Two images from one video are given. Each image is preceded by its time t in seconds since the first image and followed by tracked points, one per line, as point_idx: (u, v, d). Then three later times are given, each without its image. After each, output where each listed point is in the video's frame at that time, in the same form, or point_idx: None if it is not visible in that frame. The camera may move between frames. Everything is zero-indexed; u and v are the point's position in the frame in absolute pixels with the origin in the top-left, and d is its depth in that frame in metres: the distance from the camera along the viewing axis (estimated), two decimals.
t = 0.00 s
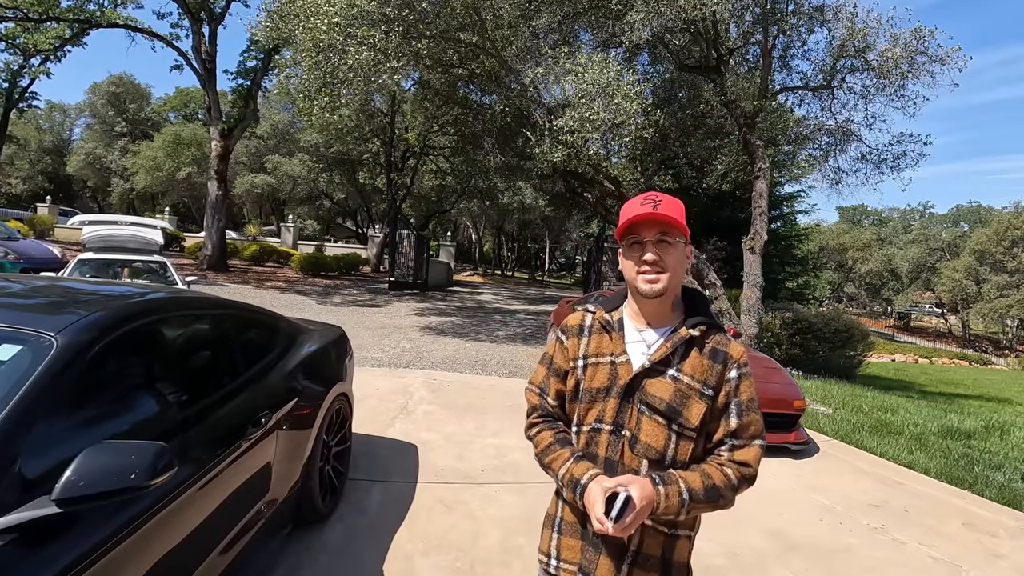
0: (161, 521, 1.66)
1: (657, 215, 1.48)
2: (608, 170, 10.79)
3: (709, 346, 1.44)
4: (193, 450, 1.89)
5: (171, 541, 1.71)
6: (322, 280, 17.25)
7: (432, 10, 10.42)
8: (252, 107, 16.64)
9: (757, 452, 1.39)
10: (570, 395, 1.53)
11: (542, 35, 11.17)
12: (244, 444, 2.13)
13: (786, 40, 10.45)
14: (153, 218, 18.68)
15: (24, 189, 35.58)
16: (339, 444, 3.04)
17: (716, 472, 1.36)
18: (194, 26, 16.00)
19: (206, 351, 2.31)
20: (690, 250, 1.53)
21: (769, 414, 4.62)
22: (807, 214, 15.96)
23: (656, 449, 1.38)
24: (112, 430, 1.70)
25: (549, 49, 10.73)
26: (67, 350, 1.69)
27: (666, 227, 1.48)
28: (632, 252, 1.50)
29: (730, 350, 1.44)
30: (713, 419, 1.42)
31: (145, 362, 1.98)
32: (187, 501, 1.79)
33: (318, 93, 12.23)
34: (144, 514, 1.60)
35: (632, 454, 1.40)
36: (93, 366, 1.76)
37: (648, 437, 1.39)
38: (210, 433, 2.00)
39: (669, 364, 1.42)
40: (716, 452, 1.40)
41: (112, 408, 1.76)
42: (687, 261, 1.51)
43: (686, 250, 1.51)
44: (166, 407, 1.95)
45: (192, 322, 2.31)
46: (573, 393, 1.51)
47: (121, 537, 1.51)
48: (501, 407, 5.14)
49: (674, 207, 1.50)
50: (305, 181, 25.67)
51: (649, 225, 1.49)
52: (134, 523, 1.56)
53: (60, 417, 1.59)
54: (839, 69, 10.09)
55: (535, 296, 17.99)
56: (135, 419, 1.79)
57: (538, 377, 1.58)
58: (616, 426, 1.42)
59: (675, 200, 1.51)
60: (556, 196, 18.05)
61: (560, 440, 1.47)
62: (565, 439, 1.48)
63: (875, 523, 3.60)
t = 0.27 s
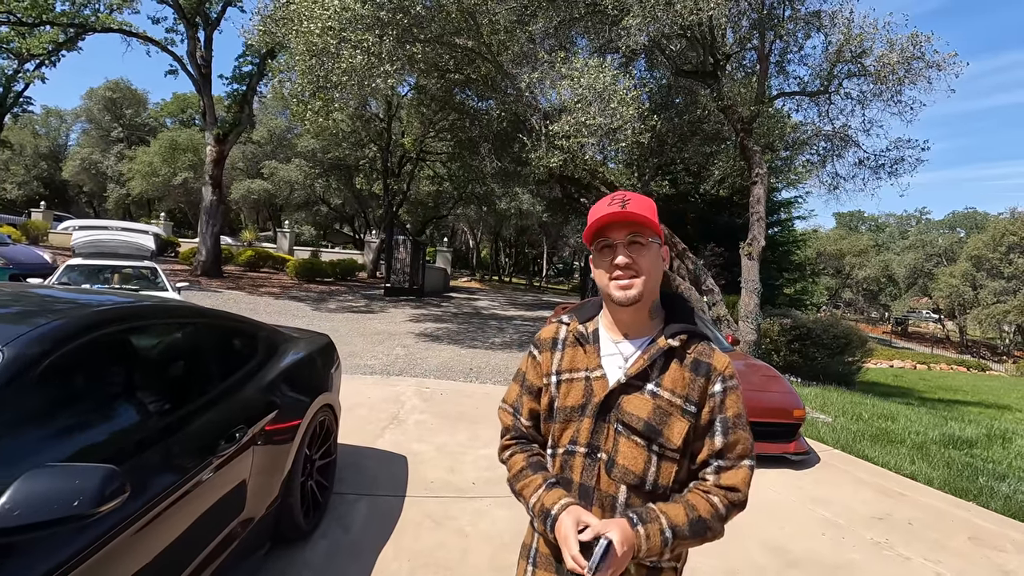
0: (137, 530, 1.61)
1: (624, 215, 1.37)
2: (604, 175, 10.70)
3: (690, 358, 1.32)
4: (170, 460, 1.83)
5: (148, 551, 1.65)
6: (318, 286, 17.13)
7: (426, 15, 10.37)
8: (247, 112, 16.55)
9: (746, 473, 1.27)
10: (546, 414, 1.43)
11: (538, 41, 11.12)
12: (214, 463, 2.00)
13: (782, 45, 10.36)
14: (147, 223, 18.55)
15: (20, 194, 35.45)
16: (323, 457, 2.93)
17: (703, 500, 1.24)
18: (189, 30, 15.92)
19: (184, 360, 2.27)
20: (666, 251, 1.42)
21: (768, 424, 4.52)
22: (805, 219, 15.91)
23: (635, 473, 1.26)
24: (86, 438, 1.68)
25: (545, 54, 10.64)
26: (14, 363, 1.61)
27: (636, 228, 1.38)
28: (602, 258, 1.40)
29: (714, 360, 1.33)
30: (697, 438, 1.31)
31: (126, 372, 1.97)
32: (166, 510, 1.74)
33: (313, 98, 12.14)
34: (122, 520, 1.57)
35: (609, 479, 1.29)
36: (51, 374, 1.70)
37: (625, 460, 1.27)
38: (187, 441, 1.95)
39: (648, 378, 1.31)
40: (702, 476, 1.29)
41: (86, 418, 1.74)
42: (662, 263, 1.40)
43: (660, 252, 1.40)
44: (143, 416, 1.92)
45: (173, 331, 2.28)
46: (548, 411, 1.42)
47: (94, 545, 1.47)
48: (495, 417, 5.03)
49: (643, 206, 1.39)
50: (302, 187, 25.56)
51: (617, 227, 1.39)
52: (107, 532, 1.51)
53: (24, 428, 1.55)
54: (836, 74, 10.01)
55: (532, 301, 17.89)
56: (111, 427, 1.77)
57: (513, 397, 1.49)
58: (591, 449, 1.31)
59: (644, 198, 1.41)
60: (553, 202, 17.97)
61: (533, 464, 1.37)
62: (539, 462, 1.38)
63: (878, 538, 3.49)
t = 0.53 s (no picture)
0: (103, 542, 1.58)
1: (572, 215, 1.20)
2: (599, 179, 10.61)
3: (666, 361, 1.18)
4: (140, 469, 1.79)
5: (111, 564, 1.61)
6: (311, 290, 17.00)
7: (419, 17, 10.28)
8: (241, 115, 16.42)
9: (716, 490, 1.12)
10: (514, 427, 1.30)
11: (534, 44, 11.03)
12: (177, 476, 1.91)
13: (778, 48, 10.30)
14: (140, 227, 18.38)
15: (13, 199, 35.23)
16: (302, 469, 2.82)
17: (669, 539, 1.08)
18: (183, 34, 15.81)
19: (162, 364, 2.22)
20: (632, 248, 1.24)
21: (766, 431, 4.41)
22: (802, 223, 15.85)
23: (609, 492, 1.10)
24: (56, 445, 1.65)
25: (540, 57, 10.55)
26: None
27: (587, 228, 1.21)
28: (555, 260, 1.26)
29: (693, 364, 1.18)
30: (671, 451, 1.15)
31: (101, 377, 1.93)
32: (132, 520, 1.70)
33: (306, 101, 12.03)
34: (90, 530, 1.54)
35: (579, 499, 1.13)
36: (9, 378, 1.63)
37: (597, 476, 1.12)
38: (158, 448, 1.91)
39: (622, 385, 1.16)
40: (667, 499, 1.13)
41: (57, 424, 1.71)
42: (624, 263, 1.23)
43: (623, 250, 1.23)
44: (117, 423, 1.88)
45: (150, 335, 2.23)
46: (515, 423, 1.28)
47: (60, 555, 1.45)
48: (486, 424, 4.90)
49: (600, 200, 1.22)
50: (297, 192, 25.43)
51: (567, 228, 1.23)
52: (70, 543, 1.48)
53: None
54: (831, 78, 9.94)
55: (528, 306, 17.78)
56: (84, 434, 1.75)
57: (479, 407, 1.36)
58: (559, 465, 1.16)
59: (602, 189, 1.23)
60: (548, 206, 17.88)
61: (492, 479, 1.24)
62: (501, 478, 1.25)
63: (879, 550, 3.37)
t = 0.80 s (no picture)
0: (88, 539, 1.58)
1: (531, 213, 1.11)
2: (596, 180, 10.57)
3: (639, 360, 1.10)
4: (122, 467, 1.78)
5: (94, 562, 1.60)
6: (309, 293, 16.93)
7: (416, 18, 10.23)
8: (239, 118, 16.37)
9: (715, 493, 1.05)
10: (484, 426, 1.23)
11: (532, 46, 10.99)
12: (149, 480, 1.84)
13: (775, 50, 10.27)
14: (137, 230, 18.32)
15: (11, 202, 35.17)
16: (287, 472, 2.77)
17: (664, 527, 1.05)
18: (180, 37, 15.77)
19: (146, 362, 2.20)
20: (601, 245, 1.14)
21: (763, 433, 4.34)
22: (801, 226, 15.81)
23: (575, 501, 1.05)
24: (41, 445, 1.67)
25: (537, 58, 10.50)
26: None
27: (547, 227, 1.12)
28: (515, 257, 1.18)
29: (668, 363, 1.10)
30: (647, 454, 1.09)
31: (88, 373, 1.94)
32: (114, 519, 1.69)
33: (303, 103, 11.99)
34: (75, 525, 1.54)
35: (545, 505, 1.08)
36: None
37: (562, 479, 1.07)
38: (137, 444, 1.89)
39: (592, 384, 1.10)
40: (666, 499, 1.08)
41: (41, 424, 1.72)
42: (591, 261, 1.13)
43: (591, 248, 1.13)
44: (101, 423, 1.89)
45: (136, 334, 2.21)
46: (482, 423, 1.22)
47: (47, 549, 1.45)
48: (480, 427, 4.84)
49: (564, 195, 1.11)
50: (296, 195, 25.39)
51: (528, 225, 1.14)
52: (55, 538, 1.48)
53: None
54: (829, 79, 9.91)
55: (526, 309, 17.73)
56: (69, 434, 1.77)
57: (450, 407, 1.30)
58: (524, 467, 1.09)
59: (568, 181, 1.13)
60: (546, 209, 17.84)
61: (439, 470, 1.19)
62: (448, 470, 1.20)
63: (878, 554, 3.31)
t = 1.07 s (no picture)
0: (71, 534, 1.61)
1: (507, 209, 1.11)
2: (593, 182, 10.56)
3: (611, 358, 1.10)
4: (105, 464, 1.80)
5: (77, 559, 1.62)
6: (307, 296, 16.89)
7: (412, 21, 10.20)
8: (237, 120, 16.34)
9: (682, 494, 1.05)
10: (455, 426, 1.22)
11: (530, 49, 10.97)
12: (127, 481, 1.83)
13: (773, 53, 10.26)
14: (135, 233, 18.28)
15: (10, 204, 35.14)
16: (274, 475, 2.78)
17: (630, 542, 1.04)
18: (179, 39, 15.77)
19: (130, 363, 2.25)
20: (576, 246, 1.13)
21: (759, 436, 4.32)
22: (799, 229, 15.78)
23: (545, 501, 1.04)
24: (27, 442, 1.69)
25: (535, 61, 10.47)
26: None
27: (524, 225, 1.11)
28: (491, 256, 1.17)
29: (639, 362, 1.09)
30: (616, 453, 1.08)
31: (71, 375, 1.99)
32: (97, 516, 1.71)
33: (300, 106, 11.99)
34: (59, 519, 1.57)
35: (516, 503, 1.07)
36: None
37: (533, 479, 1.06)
38: (120, 441, 1.92)
39: (564, 383, 1.09)
40: (633, 499, 1.07)
41: (28, 422, 1.75)
42: (565, 261, 1.12)
43: (566, 248, 1.12)
44: (87, 421, 1.92)
45: (121, 337, 2.27)
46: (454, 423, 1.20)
47: (30, 542, 1.48)
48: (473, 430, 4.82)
49: (543, 192, 1.11)
50: (295, 198, 25.36)
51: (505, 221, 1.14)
52: (36, 532, 1.51)
53: None
54: (826, 82, 9.89)
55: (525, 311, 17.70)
56: (55, 432, 1.79)
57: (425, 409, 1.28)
58: (495, 467, 1.09)
59: (548, 178, 1.12)
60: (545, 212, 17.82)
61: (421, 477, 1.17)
62: (430, 475, 1.18)
63: (871, 558, 3.29)
